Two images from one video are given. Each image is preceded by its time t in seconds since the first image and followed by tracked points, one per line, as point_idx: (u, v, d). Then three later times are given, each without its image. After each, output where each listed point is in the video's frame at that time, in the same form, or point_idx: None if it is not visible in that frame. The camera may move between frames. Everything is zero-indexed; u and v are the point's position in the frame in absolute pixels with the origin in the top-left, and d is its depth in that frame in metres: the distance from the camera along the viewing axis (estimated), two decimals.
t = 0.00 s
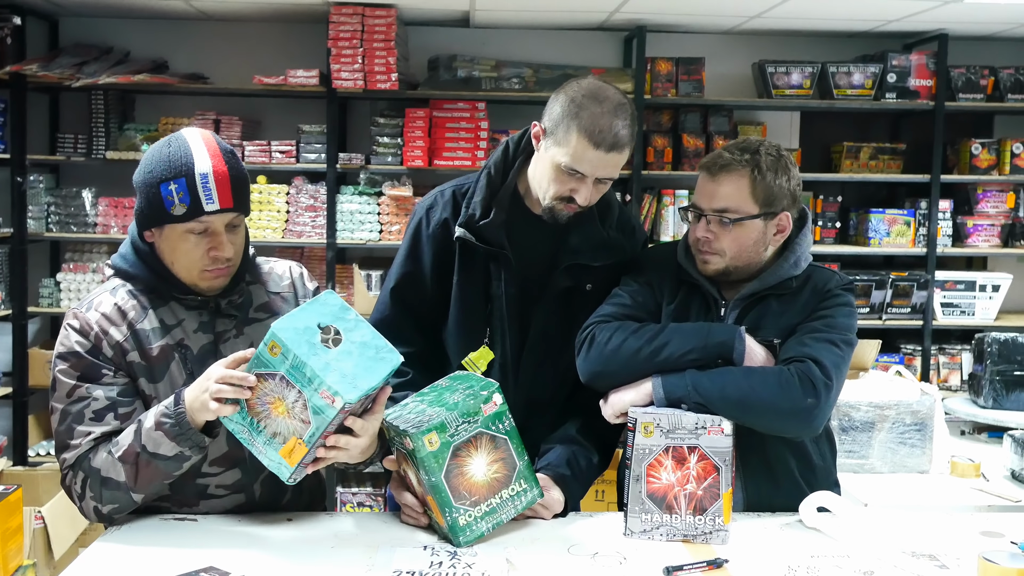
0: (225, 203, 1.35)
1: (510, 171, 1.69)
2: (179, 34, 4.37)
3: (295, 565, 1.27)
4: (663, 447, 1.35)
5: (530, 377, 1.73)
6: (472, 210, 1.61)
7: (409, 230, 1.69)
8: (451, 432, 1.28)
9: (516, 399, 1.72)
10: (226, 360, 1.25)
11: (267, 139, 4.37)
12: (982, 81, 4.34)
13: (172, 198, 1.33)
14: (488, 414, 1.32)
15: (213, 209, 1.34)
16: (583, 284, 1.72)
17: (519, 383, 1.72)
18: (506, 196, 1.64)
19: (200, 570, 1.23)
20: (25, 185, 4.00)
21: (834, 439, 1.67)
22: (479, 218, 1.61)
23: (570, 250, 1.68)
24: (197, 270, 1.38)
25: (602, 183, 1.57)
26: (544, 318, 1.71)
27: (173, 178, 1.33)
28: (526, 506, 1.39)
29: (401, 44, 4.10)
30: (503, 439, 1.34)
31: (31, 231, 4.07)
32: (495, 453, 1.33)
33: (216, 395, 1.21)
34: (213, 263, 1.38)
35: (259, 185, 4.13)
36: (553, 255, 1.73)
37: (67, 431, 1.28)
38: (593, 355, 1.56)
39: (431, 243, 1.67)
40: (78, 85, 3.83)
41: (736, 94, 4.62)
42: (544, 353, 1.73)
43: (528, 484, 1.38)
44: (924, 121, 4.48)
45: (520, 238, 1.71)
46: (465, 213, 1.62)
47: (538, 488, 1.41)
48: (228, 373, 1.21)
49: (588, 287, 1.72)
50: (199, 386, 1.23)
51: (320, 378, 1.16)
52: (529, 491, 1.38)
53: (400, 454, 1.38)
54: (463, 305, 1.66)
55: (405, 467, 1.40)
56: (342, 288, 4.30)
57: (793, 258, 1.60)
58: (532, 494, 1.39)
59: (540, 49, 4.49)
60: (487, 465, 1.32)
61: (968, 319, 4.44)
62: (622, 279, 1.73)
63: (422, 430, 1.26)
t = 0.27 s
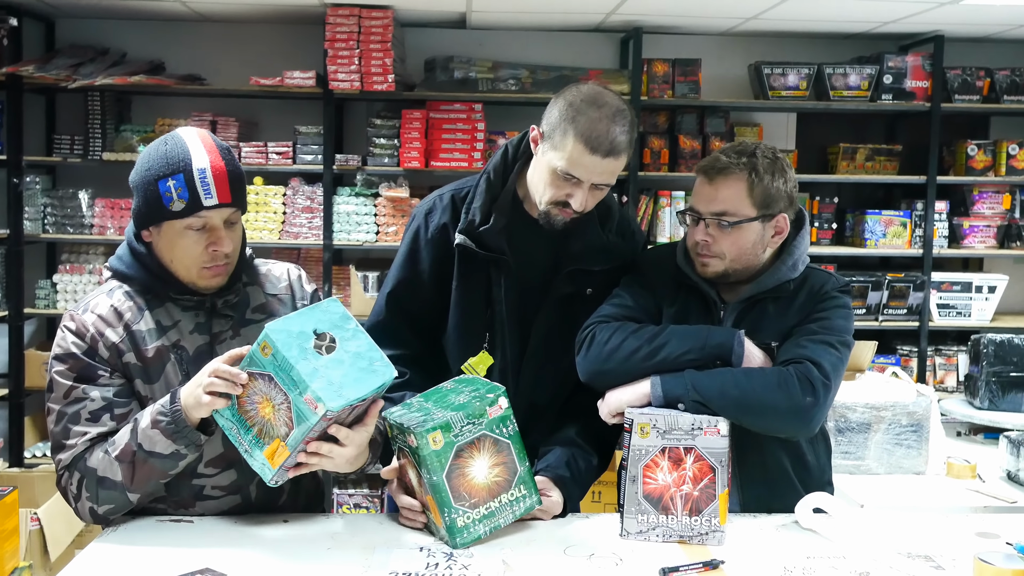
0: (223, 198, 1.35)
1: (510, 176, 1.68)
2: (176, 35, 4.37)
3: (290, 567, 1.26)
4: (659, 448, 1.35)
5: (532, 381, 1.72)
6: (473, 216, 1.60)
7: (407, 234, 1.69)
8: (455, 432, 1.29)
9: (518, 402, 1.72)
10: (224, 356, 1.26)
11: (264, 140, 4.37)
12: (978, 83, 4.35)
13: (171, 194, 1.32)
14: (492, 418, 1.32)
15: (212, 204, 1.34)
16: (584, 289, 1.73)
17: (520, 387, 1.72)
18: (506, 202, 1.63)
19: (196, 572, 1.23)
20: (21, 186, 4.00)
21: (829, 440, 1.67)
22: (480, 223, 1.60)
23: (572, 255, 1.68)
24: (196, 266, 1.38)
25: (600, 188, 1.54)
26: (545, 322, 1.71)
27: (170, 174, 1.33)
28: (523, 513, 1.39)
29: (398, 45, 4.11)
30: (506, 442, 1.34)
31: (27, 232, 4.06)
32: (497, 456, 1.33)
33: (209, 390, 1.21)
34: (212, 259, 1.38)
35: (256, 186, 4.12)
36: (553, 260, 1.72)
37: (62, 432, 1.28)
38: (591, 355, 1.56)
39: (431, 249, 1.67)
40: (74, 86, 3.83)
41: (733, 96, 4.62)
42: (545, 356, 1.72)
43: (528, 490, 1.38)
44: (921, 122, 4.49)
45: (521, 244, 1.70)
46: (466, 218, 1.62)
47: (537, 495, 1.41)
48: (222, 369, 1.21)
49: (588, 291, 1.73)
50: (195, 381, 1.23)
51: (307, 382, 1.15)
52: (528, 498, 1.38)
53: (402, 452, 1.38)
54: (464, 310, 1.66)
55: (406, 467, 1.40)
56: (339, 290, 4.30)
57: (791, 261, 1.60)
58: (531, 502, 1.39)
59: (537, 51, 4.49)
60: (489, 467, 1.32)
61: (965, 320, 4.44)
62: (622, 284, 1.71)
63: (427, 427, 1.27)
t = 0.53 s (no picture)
0: (226, 197, 1.35)
1: (496, 170, 1.67)
2: (173, 37, 4.37)
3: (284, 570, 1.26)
4: (656, 449, 1.35)
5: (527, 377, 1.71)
6: (461, 211, 1.61)
7: (399, 233, 1.69)
8: (464, 433, 1.29)
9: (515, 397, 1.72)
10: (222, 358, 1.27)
11: (261, 142, 4.37)
12: (975, 84, 4.35)
13: (174, 194, 1.32)
14: (501, 424, 1.32)
15: (215, 204, 1.34)
16: (575, 281, 1.72)
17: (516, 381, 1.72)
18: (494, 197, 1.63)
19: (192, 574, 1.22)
20: (18, 188, 3.99)
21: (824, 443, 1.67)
22: (468, 218, 1.61)
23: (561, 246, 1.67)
24: (201, 268, 1.37)
25: (578, 172, 1.53)
26: (538, 316, 1.71)
27: (173, 175, 1.32)
28: (522, 525, 1.38)
29: (394, 47, 4.10)
30: (513, 451, 1.34)
31: (24, 234, 4.05)
32: (501, 463, 1.33)
33: (206, 391, 1.22)
34: (215, 260, 1.38)
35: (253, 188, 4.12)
36: (544, 253, 1.72)
37: (59, 436, 1.28)
38: (591, 355, 1.56)
39: (422, 246, 1.67)
40: (71, 88, 3.83)
41: (730, 98, 4.63)
42: (539, 350, 1.72)
43: (529, 501, 1.38)
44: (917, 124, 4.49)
45: (512, 238, 1.70)
46: (454, 214, 1.62)
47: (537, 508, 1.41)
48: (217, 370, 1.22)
49: (580, 283, 1.73)
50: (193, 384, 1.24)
51: (296, 379, 1.15)
52: (528, 510, 1.38)
53: (408, 451, 1.38)
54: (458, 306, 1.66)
55: (411, 467, 1.40)
56: (336, 292, 4.29)
57: (791, 266, 1.60)
58: (532, 514, 1.38)
59: (534, 53, 4.49)
60: (493, 474, 1.32)
61: (961, 321, 4.45)
62: (625, 283, 1.73)
63: (437, 425, 1.27)
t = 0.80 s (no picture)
0: (229, 200, 1.34)
1: (474, 156, 1.67)
2: (170, 36, 4.36)
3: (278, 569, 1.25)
4: (654, 449, 1.35)
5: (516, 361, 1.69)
6: (438, 194, 1.60)
7: (384, 225, 1.69)
8: (472, 434, 1.29)
9: (505, 382, 1.69)
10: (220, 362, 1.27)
11: (258, 141, 4.37)
12: (972, 84, 4.35)
13: (177, 196, 1.31)
14: (512, 431, 1.32)
15: (217, 206, 1.33)
16: (558, 261, 1.69)
17: (505, 366, 1.69)
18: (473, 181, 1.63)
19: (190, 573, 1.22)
20: (15, 188, 3.99)
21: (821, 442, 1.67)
22: (446, 201, 1.60)
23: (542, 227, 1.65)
24: (203, 270, 1.37)
25: (546, 146, 1.53)
26: (522, 298, 1.67)
27: (176, 176, 1.31)
28: (521, 534, 1.37)
29: (392, 46, 4.10)
30: (520, 460, 1.33)
31: (21, 233, 4.05)
32: (507, 469, 1.32)
33: (207, 396, 1.22)
34: (217, 262, 1.38)
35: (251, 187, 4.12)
36: (527, 238, 1.71)
37: (58, 437, 1.28)
38: (588, 355, 1.56)
39: (405, 234, 1.67)
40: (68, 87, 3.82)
41: (728, 97, 4.63)
42: (525, 333, 1.70)
43: (530, 512, 1.37)
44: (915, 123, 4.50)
45: (494, 223, 1.69)
46: (432, 198, 1.62)
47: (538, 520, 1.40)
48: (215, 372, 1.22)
49: (564, 263, 1.70)
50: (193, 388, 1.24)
51: (295, 381, 1.15)
52: (528, 520, 1.37)
53: (415, 450, 1.38)
54: (443, 292, 1.66)
55: (416, 467, 1.40)
56: (333, 291, 4.29)
57: (788, 265, 1.60)
58: (531, 524, 1.38)
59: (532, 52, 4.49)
60: (497, 479, 1.32)
61: (958, 320, 4.46)
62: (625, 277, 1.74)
63: (446, 423, 1.27)
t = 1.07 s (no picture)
0: (222, 196, 1.34)
1: (460, 148, 1.71)
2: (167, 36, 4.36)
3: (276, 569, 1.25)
4: (651, 448, 1.35)
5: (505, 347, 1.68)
6: (422, 181, 1.63)
7: (375, 219, 1.73)
8: (470, 433, 1.29)
9: (493, 370, 1.68)
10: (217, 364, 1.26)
11: (255, 141, 4.36)
12: (969, 83, 4.36)
13: (170, 193, 1.31)
14: (510, 430, 1.32)
15: (211, 202, 1.33)
16: (546, 246, 1.66)
17: (493, 353, 1.68)
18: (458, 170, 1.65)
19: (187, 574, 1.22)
20: (11, 188, 3.98)
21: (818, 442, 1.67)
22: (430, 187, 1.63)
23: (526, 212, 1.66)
24: (198, 269, 1.36)
25: (530, 130, 1.57)
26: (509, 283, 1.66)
27: (169, 174, 1.31)
28: (519, 534, 1.37)
29: (389, 46, 4.10)
30: (518, 459, 1.33)
31: (18, 234, 4.04)
32: (504, 469, 1.32)
33: (205, 399, 1.22)
34: (212, 260, 1.37)
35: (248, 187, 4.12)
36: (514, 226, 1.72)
37: (55, 441, 1.28)
38: (584, 356, 1.56)
39: (394, 226, 1.70)
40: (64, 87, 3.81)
41: (725, 96, 4.63)
42: (514, 321, 1.69)
43: (528, 512, 1.37)
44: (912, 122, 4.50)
45: (480, 213, 1.72)
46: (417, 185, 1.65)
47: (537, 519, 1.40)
48: (212, 376, 1.22)
49: (551, 249, 1.67)
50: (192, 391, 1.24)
51: (292, 386, 1.15)
52: (527, 519, 1.37)
53: (413, 449, 1.38)
54: (430, 280, 1.67)
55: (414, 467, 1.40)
56: (331, 291, 4.28)
57: (786, 263, 1.60)
58: (529, 524, 1.37)
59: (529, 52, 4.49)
60: (495, 479, 1.32)
61: (955, 319, 4.46)
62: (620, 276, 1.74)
63: (444, 423, 1.27)
